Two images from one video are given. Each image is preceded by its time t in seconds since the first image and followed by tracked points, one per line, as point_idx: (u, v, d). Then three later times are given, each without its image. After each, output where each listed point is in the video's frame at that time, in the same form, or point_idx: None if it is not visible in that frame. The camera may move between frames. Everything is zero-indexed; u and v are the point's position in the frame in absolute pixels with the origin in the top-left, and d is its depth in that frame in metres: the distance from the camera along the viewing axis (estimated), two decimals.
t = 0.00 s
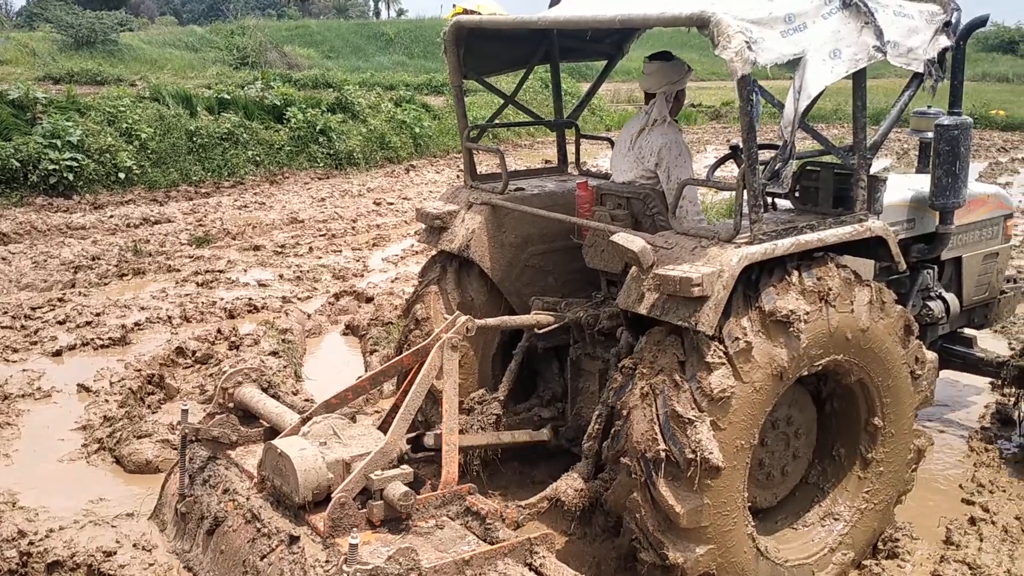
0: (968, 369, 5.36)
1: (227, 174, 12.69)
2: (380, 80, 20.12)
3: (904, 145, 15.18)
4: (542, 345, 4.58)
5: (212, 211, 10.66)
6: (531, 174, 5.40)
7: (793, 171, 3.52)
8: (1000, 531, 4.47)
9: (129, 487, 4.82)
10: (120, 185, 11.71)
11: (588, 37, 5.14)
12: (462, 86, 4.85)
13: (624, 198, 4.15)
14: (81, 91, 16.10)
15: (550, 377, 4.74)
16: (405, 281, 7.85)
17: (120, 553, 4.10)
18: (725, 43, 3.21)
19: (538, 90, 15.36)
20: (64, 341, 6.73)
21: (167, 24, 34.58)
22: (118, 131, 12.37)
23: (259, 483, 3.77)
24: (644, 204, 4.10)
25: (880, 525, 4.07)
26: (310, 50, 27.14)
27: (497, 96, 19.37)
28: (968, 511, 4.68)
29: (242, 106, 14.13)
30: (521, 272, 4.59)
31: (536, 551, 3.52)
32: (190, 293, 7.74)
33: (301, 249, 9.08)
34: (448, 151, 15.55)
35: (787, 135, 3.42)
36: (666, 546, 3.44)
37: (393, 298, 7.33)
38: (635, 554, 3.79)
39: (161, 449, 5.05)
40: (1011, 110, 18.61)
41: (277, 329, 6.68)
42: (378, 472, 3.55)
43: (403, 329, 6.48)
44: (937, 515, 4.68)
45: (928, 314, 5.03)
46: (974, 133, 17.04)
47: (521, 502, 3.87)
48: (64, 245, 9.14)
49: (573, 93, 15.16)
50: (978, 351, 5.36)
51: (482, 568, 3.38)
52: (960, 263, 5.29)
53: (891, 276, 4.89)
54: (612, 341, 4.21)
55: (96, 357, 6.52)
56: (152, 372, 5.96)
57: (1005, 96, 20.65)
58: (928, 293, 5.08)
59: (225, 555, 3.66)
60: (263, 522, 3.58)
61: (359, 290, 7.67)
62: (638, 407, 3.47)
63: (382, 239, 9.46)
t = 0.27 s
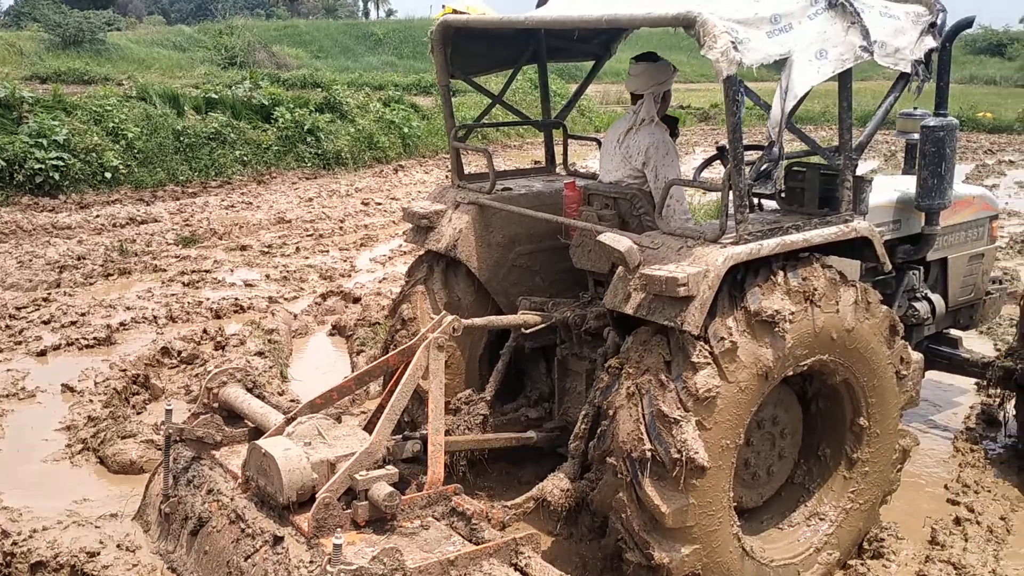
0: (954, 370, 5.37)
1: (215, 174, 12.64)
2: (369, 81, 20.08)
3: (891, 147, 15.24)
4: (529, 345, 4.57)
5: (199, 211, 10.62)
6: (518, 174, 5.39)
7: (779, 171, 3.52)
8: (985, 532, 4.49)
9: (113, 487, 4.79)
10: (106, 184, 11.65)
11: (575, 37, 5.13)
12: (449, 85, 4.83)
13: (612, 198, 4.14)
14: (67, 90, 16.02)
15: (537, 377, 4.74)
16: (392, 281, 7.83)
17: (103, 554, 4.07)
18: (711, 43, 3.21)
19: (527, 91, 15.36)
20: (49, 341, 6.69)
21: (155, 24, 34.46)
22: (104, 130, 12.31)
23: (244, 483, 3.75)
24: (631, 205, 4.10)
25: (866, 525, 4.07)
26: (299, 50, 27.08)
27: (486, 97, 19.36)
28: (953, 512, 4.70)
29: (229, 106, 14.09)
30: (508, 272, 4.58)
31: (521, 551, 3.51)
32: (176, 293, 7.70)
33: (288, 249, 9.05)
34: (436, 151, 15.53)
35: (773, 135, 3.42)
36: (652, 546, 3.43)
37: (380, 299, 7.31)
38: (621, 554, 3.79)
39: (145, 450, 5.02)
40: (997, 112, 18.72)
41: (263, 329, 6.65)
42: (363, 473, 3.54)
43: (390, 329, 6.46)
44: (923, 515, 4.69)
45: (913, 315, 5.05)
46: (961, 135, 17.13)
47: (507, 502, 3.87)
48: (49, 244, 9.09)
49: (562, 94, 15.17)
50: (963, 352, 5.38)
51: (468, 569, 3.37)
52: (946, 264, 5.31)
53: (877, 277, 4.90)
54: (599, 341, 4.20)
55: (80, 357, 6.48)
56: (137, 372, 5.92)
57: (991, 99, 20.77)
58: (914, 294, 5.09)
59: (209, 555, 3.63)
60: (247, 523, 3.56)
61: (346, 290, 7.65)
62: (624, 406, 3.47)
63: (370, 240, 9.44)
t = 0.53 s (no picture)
0: (940, 372, 5.40)
1: (203, 175, 12.60)
2: (359, 82, 20.07)
3: (878, 151, 15.30)
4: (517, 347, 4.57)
5: (187, 212, 10.58)
6: (507, 176, 5.40)
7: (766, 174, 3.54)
8: (970, 533, 4.51)
9: (99, 489, 4.77)
10: (94, 185, 11.61)
11: (565, 39, 5.16)
12: (439, 86, 4.83)
13: (601, 200, 4.16)
14: (55, 90, 15.96)
15: (525, 379, 4.74)
16: (380, 283, 7.82)
17: (89, 556, 4.05)
18: (699, 46, 3.22)
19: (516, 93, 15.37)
20: (35, 342, 6.65)
21: (142, 25, 34.34)
22: (92, 131, 12.26)
23: (231, 485, 3.74)
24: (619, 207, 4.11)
25: (852, 527, 4.09)
26: (287, 52, 27.02)
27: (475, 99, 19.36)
28: (940, 513, 4.71)
29: (218, 107, 14.06)
30: (497, 273, 4.58)
31: (509, 553, 3.51)
32: (164, 295, 7.68)
33: (276, 251, 9.03)
34: (425, 153, 15.52)
35: (761, 138, 3.43)
36: (639, 548, 3.44)
37: (369, 300, 7.30)
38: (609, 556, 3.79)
39: (132, 451, 5.00)
40: (984, 117, 18.82)
41: (251, 330, 6.64)
42: (351, 474, 3.53)
43: (378, 331, 6.45)
44: (909, 517, 4.71)
45: (900, 318, 5.07)
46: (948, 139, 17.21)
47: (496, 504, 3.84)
48: (36, 245, 9.04)
49: (551, 97, 15.18)
50: (949, 355, 5.40)
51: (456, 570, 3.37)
52: (932, 267, 5.33)
53: (865, 280, 4.93)
54: (587, 343, 4.20)
55: (67, 358, 6.45)
56: (124, 374, 5.90)
57: (978, 103, 20.89)
58: (901, 296, 5.12)
59: (195, 557, 3.62)
60: (234, 525, 3.55)
61: (334, 291, 7.63)
62: (611, 408, 3.47)
63: (358, 241, 9.43)
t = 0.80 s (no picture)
0: (931, 376, 5.42)
1: (195, 176, 12.56)
2: (352, 84, 20.05)
3: (870, 155, 15.35)
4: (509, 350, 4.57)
5: (179, 214, 10.56)
6: (500, 179, 5.39)
7: (759, 177, 3.55)
8: (961, 537, 4.51)
9: (89, 492, 4.74)
10: (85, 186, 11.56)
11: (558, 43, 5.16)
12: (432, 89, 4.82)
13: (593, 203, 4.16)
14: (46, 91, 15.90)
15: (518, 382, 4.74)
16: (373, 286, 7.81)
17: (79, 560, 4.03)
18: (692, 50, 3.22)
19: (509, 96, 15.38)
20: (25, 344, 6.62)
21: (134, 26, 34.25)
22: (84, 132, 12.22)
23: (222, 488, 3.72)
24: (612, 210, 4.11)
25: (844, 530, 4.09)
26: (280, 53, 26.98)
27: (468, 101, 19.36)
28: (931, 517, 4.72)
29: (210, 108, 14.02)
30: (489, 276, 4.58)
31: (502, 558, 3.50)
32: (156, 296, 7.65)
33: (268, 253, 9.01)
34: (418, 156, 15.51)
35: (754, 142, 3.43)
36: (631, 552, 3.43)
37: (361, 303, 7.29)
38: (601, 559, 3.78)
39: (123, 454, 4.98)
40: (975, 121, 18.90)
41: (243, 332, 6.62)
42: (342, 478, 3.53)
43: (371, 333, 6.44)
44: (900, 521, 4.72)
45: (892, 322, 5.08)
46: (939, 143, 17.27)
47: (487, 509, 3.82)
48: (26, 247, 9.00)
49: (543, 99, 15.20)
50: (941, 359, 5.42)
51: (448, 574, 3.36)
52: (924, 271, 5.35)
53: (856, 284, 4.94)
54: (580, 346, 4.20)
55: (58, 360, 6.42)
56: (115, 376, 5.88)
57: (970, 107, 20.97)
58: (892, 301, 5.13)
59: (186, 561, 3.60)
60: (225, 528, 3.53)
61: (326, 293, 7.62)
62: (603, 412, 3.47)
63: (351, 243, 9.41)
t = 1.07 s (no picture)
0: (928, 379, 5.42)
1: (193, 177, 12.55)
2: (350, 85, 20.05)
3: (867, 158, 15.38)
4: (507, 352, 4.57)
5: (177, 214, 10.55)
6: (498, 181, 5.40)
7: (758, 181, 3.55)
8: (958, 540, 4.52)
9: (86, 492, 4.74)
10: (83, 187, 11.55)
11: (556, 45, 5.16)
12: (430, 91, 4.83)
13: (592, 205, 4.16)
14: (44, 91, 15.89)
15: (516, 384, 4.74)
16: (371, 287, 7.81)
17: (76, 560, 4.02)
18: (691, 53, 3.22)
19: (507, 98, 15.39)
20: (23, 344, 6.61)
21: (132, 26, 34.22)
22: (82, 132, 12.21)
23: (220, 489, 3.72)
24: (610, 212, 4.12)
25: (842, 532, 4.10)
26: (278, 54, 26.98)
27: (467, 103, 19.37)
28: (928, 520, 4.73)
29: (208, 109, 14.01)
30: (487, 277, 4.58)
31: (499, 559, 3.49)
32: (153, 297, 7.65)
33: (266, 253, 9.01)
34: (416, 157, 15.51)
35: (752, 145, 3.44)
36: (629, 554, 3.43)
37: (359, 304, 7.29)
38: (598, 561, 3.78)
39: (120, 454, 4.97)
40: (972, 125, 18.94)
41: (240, 333, 6.61)
42: (340, 479, 3.53)
43: (368, 334, 6.44)
44: (897, 524, 4.72)
45: (889, 324, 5.09)
46: (936, 146, 17.31)
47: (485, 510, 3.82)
48: (24, 247, 8.99)
49: (541, 101, 15.21)
50: (938, 362, 5.43)
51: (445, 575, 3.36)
52: (921, 274, 5.36)
53: (854, 287, 4.95)
54: (578, 347, 4.20)
55: (55, 360, 6.41)
56: (112, 376, 5.87)
57: (967, 111, 21.02)
58: (890, 303, 5.14)
59: (183, 561, 3.59)
60: (223, 529, 3.53)
61: (324, 294, 7.61)
62: (602, 414, 3.47)
63: (348, 245, 9.40)
